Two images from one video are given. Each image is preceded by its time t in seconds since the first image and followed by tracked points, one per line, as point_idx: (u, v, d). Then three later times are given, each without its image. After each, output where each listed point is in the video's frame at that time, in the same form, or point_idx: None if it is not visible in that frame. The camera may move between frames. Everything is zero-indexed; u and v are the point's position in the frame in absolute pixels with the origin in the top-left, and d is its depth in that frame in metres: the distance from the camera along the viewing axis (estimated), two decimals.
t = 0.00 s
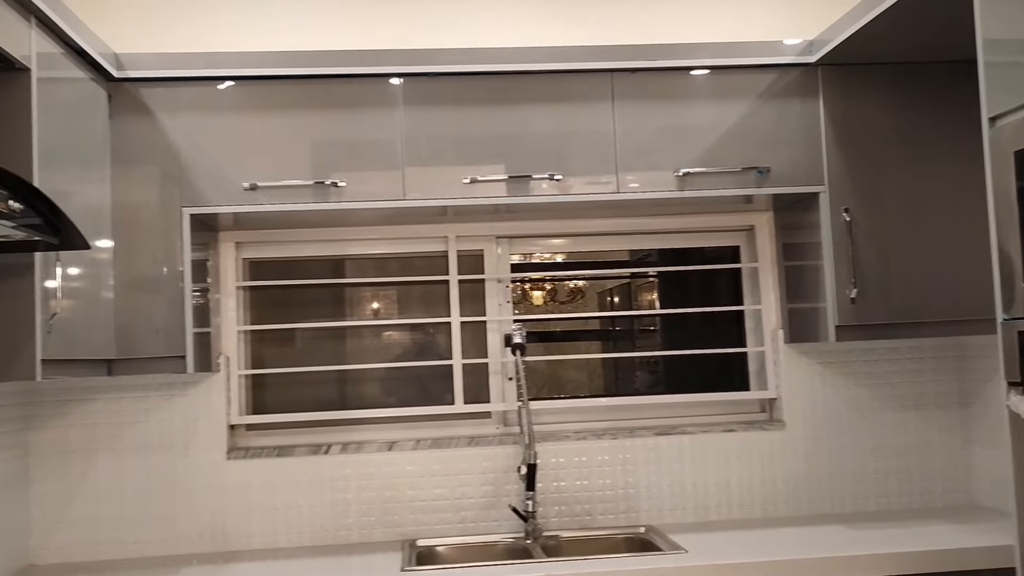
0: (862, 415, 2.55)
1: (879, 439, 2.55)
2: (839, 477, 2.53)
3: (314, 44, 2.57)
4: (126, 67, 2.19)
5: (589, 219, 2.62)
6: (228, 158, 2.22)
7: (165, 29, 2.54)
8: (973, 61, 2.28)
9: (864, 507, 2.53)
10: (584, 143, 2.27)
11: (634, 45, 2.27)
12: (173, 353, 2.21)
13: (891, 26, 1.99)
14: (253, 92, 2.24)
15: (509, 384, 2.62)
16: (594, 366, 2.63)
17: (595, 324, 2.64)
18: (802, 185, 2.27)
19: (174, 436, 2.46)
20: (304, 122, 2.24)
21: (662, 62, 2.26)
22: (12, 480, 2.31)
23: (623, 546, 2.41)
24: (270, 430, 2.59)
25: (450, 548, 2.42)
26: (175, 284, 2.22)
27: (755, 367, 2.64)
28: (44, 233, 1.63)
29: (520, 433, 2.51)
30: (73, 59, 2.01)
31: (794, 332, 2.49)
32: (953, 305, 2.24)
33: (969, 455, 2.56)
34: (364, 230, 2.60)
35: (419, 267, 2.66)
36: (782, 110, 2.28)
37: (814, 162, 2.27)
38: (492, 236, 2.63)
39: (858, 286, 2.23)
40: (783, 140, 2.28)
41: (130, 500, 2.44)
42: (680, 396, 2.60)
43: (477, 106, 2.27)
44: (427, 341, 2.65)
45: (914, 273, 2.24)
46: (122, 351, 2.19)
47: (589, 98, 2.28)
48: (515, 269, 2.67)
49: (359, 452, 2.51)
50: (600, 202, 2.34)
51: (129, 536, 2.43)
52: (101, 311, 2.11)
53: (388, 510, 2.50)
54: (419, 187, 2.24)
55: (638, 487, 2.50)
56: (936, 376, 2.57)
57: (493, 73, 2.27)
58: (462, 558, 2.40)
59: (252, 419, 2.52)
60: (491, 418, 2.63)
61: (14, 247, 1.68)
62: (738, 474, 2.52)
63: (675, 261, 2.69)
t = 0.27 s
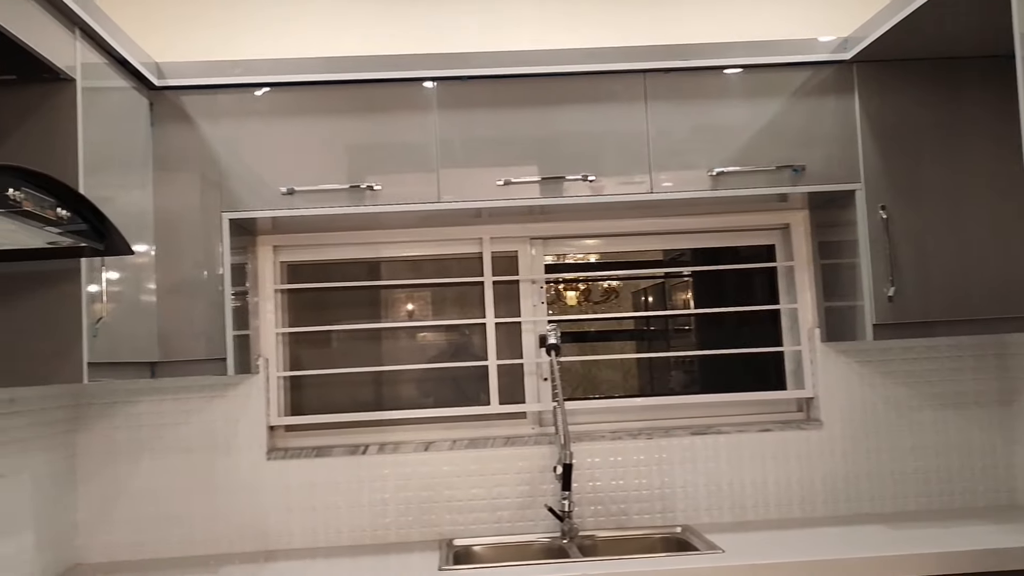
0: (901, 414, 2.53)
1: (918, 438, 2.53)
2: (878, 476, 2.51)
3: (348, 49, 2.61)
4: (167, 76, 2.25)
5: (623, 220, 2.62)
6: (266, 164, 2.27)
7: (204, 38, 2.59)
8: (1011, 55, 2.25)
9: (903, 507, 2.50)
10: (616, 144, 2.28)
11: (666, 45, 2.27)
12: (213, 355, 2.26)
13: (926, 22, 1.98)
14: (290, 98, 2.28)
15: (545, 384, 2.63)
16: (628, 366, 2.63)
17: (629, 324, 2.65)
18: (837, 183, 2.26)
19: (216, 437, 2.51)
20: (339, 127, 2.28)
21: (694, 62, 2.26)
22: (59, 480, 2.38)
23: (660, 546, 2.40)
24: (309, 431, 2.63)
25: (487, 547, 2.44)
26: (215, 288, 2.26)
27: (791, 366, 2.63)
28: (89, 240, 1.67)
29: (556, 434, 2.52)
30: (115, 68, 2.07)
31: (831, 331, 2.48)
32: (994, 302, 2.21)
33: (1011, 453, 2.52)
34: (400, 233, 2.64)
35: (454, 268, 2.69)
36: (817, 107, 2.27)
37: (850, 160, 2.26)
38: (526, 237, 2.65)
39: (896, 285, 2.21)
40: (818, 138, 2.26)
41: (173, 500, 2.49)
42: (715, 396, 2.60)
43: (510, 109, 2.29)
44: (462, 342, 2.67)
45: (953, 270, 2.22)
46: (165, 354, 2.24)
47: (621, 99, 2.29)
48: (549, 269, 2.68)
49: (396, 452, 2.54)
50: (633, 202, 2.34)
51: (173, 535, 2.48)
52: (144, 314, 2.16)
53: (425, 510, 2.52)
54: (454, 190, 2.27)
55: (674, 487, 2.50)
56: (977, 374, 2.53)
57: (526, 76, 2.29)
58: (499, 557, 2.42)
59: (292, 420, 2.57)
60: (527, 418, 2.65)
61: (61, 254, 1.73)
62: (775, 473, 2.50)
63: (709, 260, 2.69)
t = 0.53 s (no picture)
0: (939, 414, 2.51)
1: (957, 438, 2.50)
2: (916, 477, 2.49)
3: (381, 55, 2.64)
4: (205, 84, 2.30)
5: (656, 220, 2.63)
6: (303, 169, 2.31)
7: (240, 46, 2.64)
8: None
9: (942, 508, 2.48)
10: (649, 145, 2.28)
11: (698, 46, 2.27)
12: (252, 358, 2.31)
13: (962, 18, 1.96)
14: (324, 104, 2.32)
15: (579, 385, 2.65)
16: (662, 366, 2.64)
17: (663, 325, 2.65)
18: (871, 182, 2.24)
19: (254, 438, 2.56)
20: (374, 132, 2.31)
21: (726, 62, 2.26)
22: (104, 481, 2.44)
23: (696, 546, 2.41)
24: (346, 433, 2.67)
25: (523, 548, 2.46)
26: (252, 291, 2.31)
27: (827, 366, 2.61)
28: (132, 245, 1.72)
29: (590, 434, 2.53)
30: (155, 77, 2.12)
31: (867, 331, 2.46)
32: None
33: None
34: (433, 236, 2.67)
35: (488, 271, 2.71)
36: (851, 106, 2.26)
37: (885, 159, 2.25)
38: (559, 239, 2.66)
39: (933, 284, 2.19)
40: (852, 137, 2.25)
41: (214, 500, 2.54)
42: (750, 396, 2.59)
43: (543, 111, 2.30)
44: (496, 344, 2.70)
45: (991, 269, 2.20)
46: (205, 357, 2.29)
47: (653, 100, 2.29)
48: (582, 270, 2.69)
49: (432, 453, 2.57)
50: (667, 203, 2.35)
51: (214, 535, 2.53)
52: (185, 318, 2.21)
53: (461, 510, 2.55)
54: (487, 192, 2.29)
55: (709, 488, 2.50)
56: (1016, 373, 2.51)
57: (558, 78, 2.30)
58: (534, 558, 2.43)
59: (328, 422, 2.61)
60: (561, 419, 2.66)
61: (106, 259, 1.78)
62: (811, 474, 2.49)
63: (743, 260, 2.68)
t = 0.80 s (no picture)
0: (977, 416, 2.48)
1: (995, 440, 2.47)
2: (953, 479, 2.47)
3: (414, 60, 2.68)
4: (242, 90, 2.34)
5: (689, 222, 2.63)
6: (337, 174, 2.35)
7: (277, 52, 2.69)
8: None
9: (981, 510, 2.45)
10: (681, 147, 2.29)
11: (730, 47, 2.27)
12: (289, 360, 2.35)
13: (999, 17, 1.94)
14: (358, 109, 2.35)
15: (612, 387, 2.66)
16: (696, 368, 2.64)
17: (696, 326, 2.65)
18: (906, 182, 2.23)
19: (291, 440, 2.61)
20: (408, 138, 2.34)
21: (759, 63, 2.26)
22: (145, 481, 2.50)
23: (730, 548, 2.40)
24: (381, 434, 2.71)
25: (557, 548, 2.47)
26: (288, 294, 2.35)
27: (862, 367, 2.60)
28: (173, 250, 1.77)
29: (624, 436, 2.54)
30: (194, 85, 2.17)
31: (903, 332, 2.44)
32: None
33: None
34: (467, 239, 2.69)
35: (520, 273, 2.73)
36: (885, 106, 2.25)
37: (921, 159, 2.23)
38: (592, 241, 2.67)
39: (969, 284, 2.18)
40: (887, 137, 2.25)
41: (252, 500, 2.59)
42: (785, 398, 2.58)
43: (575, 115, 2.32)
44: (529, 346, 2.71)
45: None
46: (243, 359, 2.34)
47: (685, 102, 2.29)
48: (615, 272, 2.70)
49: (466, 454, 2.60)
50: (700, 205, 2.35)
51: (252, 534, 2.58)
52: (223, 321, 2.26)
53: (495, 511, 2.57)
54: (521, 196, 2.31)
55: (744, 490, 2.49)
56: None
57: (590, 81, 2.31)
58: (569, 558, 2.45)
59: (364, 423, 2.65)
60: (594, 421, 2.68)
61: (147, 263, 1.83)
62: (847, 476, 2.48)
63: (777, 261, 2.67)
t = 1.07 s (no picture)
0: (1010, 419, 2.46)
1: None
2: (986, 483, 2.44)
3: (442, 64, 2.71)
4: (272, 95, 2.38)
5: (717, 224, 2.63)
6: (367, 178, 2.38)
7: (307, 58, 2.73)
8: None
9: (1014, 514, 2.43)
10: (709, 149, 2.29)
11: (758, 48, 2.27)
12: (319, 362, 2.38)
13: None
14: (387, 113, 2.38)
15: (640, 389, 2.66)
16: (724, 370, 2.63)
17: (724, 328, 2.65)
18: (938, 184, 2.22)
19: (321, 441, 2.64)
20: (436, 142, 2.37)
21: (787, 64, 2.25)
22: (179, 481, 2.54)
23: (759, 551, 2.40)
24: (410, 435, 2.73)
25: (585, 550, 2.48)
26: (317, 297, 2.39)
27: (893, 369, 2.58)
28: (207, 253, 1.80)
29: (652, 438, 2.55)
30: (226, 91, 2.21)
31: (934, 334, 2.43)
32: None
33: None
34: (494, 241, 2.71)
35: (548, 275, 2.75)
36: (915, 106, 2.24)
37: (952, 160, 2.22)
38: (620, 243, 2.68)
39: (1002, 285, 2.16)
40: (918, 138, 2.23)
41: (284, 501, 2.63)
42: (814, 400, 2.57)
43: (602, 117, 2.33)
44: (557, 347, 2.73)
45: None
46: (274, 360, 2.37)
47: (713, 104, 2.30)
48: (643, 274, 2.71)
49: (494, 456, 2.62)
50: (728, 206, 2.35)
51: (284, 534, 2.62)
52: (255, 323, 2.30)
53: (523, 512, 2.59)
54: (548, 198, 2.33)
55: (773, 492, 2.48)
56: None
57: (617, 84, 2.32)
58: (597, 560, 2.46)
59: (393, 425, 2.68)
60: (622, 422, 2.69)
61: (179, 267, 1.87)
62: (878, 479, 2.46)
63: (806, 263, 2.66)
